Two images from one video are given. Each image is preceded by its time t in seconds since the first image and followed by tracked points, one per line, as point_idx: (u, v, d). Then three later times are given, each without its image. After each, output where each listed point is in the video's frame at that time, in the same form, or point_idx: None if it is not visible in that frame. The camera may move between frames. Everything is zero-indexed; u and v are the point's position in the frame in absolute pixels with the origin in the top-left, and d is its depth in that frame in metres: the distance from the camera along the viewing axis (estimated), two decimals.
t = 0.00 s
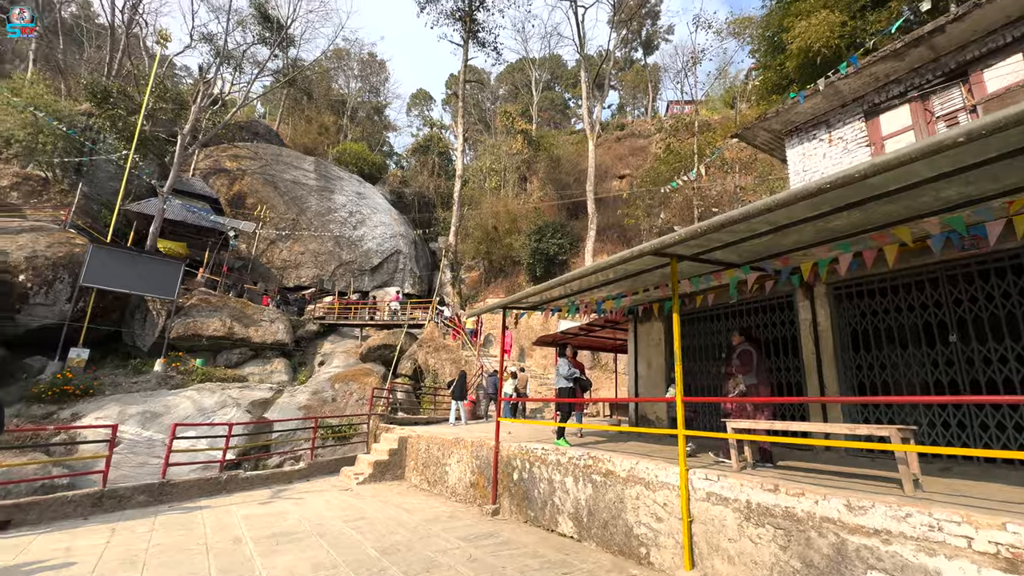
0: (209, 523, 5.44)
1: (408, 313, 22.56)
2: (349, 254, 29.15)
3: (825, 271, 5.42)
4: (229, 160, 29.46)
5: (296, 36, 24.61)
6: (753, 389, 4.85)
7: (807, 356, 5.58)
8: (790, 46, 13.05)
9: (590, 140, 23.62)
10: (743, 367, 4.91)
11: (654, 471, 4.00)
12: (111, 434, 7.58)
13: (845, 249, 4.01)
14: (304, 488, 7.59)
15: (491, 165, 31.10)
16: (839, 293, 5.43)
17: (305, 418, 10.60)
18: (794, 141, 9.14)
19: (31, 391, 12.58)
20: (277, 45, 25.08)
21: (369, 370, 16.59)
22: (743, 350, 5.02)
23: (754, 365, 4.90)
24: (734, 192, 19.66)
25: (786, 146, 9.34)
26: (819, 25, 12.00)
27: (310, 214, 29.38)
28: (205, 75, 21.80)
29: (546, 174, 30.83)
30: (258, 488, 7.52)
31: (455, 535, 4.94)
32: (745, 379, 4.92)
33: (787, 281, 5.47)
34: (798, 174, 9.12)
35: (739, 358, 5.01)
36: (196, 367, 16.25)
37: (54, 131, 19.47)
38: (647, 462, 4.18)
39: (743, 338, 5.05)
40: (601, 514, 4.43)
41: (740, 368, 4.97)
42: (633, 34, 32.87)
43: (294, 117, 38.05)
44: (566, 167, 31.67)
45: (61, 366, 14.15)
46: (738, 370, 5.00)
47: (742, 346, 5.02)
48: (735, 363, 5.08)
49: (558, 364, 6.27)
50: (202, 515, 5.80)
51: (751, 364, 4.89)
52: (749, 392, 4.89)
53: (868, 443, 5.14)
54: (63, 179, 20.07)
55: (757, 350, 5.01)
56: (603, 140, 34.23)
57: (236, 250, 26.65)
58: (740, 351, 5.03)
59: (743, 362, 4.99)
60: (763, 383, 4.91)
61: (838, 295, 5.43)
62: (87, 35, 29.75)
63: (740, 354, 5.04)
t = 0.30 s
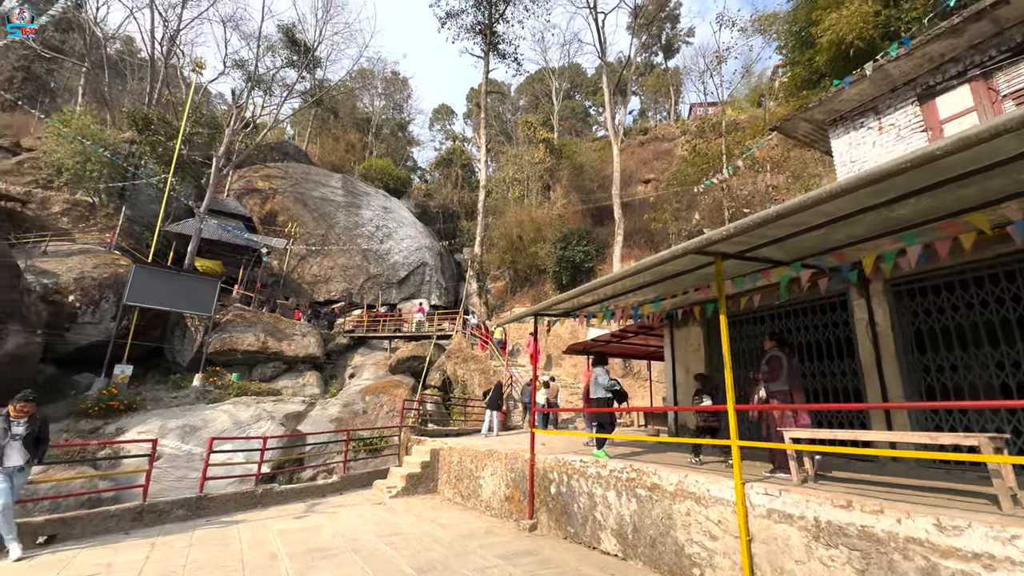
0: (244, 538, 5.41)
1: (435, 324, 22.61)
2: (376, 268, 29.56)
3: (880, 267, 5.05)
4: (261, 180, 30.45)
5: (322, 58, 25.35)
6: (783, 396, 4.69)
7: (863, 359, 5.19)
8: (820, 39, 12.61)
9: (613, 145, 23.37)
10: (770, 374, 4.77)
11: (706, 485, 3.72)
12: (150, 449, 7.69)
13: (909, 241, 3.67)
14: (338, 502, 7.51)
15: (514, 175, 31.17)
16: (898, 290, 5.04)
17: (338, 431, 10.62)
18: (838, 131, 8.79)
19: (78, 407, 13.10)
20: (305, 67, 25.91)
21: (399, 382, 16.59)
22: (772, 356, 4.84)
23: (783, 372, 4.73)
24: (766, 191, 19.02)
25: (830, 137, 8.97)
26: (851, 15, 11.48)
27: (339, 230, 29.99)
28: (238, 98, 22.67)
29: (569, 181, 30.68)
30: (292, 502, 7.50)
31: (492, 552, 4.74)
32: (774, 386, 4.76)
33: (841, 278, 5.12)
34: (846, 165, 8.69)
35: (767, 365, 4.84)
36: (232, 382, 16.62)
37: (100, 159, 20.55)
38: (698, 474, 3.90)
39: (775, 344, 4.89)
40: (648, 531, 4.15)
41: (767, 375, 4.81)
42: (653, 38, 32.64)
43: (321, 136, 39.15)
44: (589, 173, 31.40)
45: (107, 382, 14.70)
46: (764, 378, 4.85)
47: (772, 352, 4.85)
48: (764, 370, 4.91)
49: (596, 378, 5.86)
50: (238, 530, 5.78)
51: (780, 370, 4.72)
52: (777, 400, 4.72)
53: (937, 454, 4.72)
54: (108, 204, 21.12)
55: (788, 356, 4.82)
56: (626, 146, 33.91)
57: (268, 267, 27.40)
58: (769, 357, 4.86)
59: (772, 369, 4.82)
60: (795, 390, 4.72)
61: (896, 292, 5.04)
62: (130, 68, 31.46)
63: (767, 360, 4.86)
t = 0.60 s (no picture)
0: (272, 554, 5.29)
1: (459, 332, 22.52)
2: (400, 277, 29.75)
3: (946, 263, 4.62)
4: (287, 193, 31.14)
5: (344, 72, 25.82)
6: (821, 407, 4.27)
7: (930, 364, 4.78)
8: (853, 29, 12.10)
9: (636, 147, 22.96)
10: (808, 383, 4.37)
11: (765, 505, 3.37)
12: (181, 460, 7.71)
13: (990, 230, 3.30)
14: (366, 515, 7.37)
15: (535, 181, 31.03)
16: (967, 288, 4.61)
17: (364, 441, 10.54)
18: (890, 117, 8.31)
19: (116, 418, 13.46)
20: (328, 81, 26.45)
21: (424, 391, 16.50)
22: (810, 363, 4.45)
23: (821, 381, 4.33)
24: (798, 188, 18.33)
25: (881, 124, 8.49)
26: (886, 4, 10.87)
27: (363, 240, 30.35)
28: (265, 115, 23.27)
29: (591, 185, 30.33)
30: (320, 514, 7.39)
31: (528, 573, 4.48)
32: (809, 396, 4.37)
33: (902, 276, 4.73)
34: (901, 153, 8.18)
35: (805, 373, 4.45)
36: (261, 392, 16.83)
37: (136, 177, 21.33)
38: (753, 492, 3.56)
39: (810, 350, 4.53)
40: (697, 553, 3.82)
41: (803, 383, 4.43)
42: (674, 38, 32.20)
43: (345, 149, 39.93)
44: (611, 177, 31.01)
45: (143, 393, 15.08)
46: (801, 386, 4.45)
47: (809, 358, 4.49)
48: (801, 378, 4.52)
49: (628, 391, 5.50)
50: (266, 545, 5.67)
51: (818, 379, 4.31)
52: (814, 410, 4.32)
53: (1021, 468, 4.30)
54: (143, 220, 21.87)
55: (827, 363, 4.42)
56: (649, 148, 33.42)
57: (295, 278, 27.89)
58: (804, 365, 4.49)
59: (809, 377, 4.43)
60: (833, 402, 4.26)
61: (966, 290, 4.61)
62: (164, 90, 32.76)
63: (805, 368, 4.47)
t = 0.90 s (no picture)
0: (292, 565, 5.13)
1: (478, 336, 22.35)
2: (418, 282, 29.78)
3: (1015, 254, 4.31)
4: (307, 201, 31.54)
5: (361, 79, 26.08)
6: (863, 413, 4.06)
7: (998, 362, 4.48)
8: (884, 18, 11.65)
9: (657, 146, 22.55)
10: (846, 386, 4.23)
11: (828, 521, 3.06)
12: (202, 466, 7.65)
13: None
14: (387, 524, 7.18)
15: (551, 184, 30.84)
16: None
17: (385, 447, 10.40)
18: (943, 100, 7.66)
19: (142, 423, 13.64)
20: (346, 89, 26.75)
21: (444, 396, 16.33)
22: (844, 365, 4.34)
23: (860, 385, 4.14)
24: (826, 185, 17.77)
25: (932, 108, 7.84)
26: None
27: (381, 246, 30.48)
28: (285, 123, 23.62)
29: (609, 187, 29.98)
30: (342, 523, 7.22)
31: None
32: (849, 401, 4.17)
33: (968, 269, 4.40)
34: (956, 138, 7.50)
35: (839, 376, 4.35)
36: (282, 397, 16.88)
37: (161, 186, 21.82)
38: (812, 506, 3.25)
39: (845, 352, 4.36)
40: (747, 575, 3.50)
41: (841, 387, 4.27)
42: (691, 38, 31.76)
43: (363, 157, 40.38)
44: (629, 178, 30.61)
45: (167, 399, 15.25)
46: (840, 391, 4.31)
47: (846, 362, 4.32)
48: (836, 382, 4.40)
49: (663, 396, 5.15)
50: (286, 555, 5.51)
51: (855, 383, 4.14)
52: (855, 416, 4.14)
53: None
54: (168, 229, 22.34)
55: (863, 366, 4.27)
56: (667, 148, 32.90)
57: (314, 284, 28.12)
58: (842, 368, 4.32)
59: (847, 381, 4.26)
60: (872, 406, 4.12)
61: None
62: (189, 103, 33.63)
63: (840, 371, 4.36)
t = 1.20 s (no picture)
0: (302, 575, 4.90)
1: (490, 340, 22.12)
2: (429, 285, 29.66)
3: None
4: (319, 204, 31.66)
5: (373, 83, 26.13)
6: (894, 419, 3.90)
7: None
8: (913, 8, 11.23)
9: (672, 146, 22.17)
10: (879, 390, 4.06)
11: (894, 539, 2.75)
12: (213, 470, 7.48)
13: None
14: (402, 532, 6.93)
15: (563, 186, 30.59)
16: None
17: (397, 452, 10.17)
18: (996, 82, 7.67)
19: (156, 426, 13.60)
20: (358, 93, 26.83)
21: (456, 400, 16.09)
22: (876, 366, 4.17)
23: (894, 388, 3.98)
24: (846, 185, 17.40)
25: (986, 90, 7.86)
26: None
27: (392, 249, 30.44)
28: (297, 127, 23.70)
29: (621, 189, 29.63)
30: (355, 530, 7.00)
31: None
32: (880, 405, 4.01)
33: None
34: (1009, 120, 7.52)
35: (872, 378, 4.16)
36: (294, 400, 16.76)
37: (176, 190, 21.98)
38: (875, 521, 2.93)
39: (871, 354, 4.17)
40: None
41: (874, 390, 4.09)
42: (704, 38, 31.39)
43: (374, 161, 40.53)
44: (642, 180, 30.25)
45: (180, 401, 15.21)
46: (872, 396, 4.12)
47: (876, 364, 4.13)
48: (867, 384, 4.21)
49: (698, 401, 4.89)
50: (297, 564, 5.29)
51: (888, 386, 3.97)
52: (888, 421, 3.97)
53: None
54: (183, 232, 22.50)
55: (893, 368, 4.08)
56: (680, 149, 32.46)
57: (326, 287, 28.12)
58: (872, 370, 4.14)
59: (879, 383, 4.07)
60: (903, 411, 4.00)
61: None
62: (203, 109, 34.02)
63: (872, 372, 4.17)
